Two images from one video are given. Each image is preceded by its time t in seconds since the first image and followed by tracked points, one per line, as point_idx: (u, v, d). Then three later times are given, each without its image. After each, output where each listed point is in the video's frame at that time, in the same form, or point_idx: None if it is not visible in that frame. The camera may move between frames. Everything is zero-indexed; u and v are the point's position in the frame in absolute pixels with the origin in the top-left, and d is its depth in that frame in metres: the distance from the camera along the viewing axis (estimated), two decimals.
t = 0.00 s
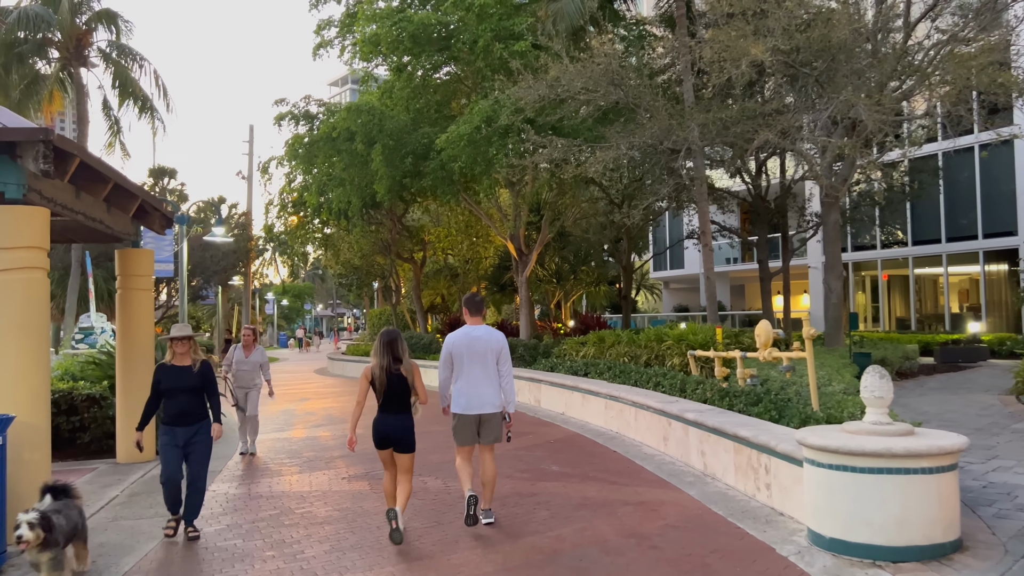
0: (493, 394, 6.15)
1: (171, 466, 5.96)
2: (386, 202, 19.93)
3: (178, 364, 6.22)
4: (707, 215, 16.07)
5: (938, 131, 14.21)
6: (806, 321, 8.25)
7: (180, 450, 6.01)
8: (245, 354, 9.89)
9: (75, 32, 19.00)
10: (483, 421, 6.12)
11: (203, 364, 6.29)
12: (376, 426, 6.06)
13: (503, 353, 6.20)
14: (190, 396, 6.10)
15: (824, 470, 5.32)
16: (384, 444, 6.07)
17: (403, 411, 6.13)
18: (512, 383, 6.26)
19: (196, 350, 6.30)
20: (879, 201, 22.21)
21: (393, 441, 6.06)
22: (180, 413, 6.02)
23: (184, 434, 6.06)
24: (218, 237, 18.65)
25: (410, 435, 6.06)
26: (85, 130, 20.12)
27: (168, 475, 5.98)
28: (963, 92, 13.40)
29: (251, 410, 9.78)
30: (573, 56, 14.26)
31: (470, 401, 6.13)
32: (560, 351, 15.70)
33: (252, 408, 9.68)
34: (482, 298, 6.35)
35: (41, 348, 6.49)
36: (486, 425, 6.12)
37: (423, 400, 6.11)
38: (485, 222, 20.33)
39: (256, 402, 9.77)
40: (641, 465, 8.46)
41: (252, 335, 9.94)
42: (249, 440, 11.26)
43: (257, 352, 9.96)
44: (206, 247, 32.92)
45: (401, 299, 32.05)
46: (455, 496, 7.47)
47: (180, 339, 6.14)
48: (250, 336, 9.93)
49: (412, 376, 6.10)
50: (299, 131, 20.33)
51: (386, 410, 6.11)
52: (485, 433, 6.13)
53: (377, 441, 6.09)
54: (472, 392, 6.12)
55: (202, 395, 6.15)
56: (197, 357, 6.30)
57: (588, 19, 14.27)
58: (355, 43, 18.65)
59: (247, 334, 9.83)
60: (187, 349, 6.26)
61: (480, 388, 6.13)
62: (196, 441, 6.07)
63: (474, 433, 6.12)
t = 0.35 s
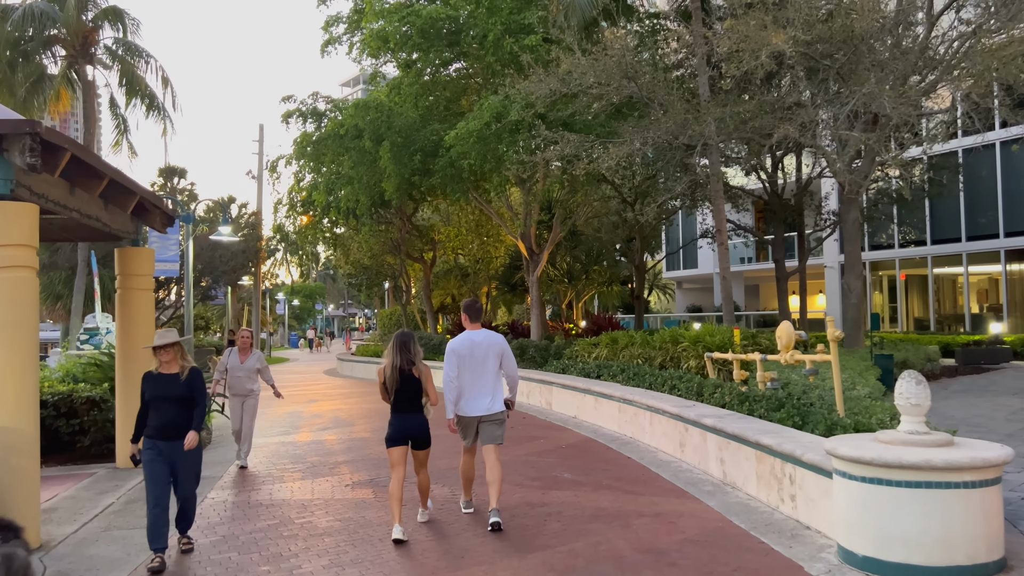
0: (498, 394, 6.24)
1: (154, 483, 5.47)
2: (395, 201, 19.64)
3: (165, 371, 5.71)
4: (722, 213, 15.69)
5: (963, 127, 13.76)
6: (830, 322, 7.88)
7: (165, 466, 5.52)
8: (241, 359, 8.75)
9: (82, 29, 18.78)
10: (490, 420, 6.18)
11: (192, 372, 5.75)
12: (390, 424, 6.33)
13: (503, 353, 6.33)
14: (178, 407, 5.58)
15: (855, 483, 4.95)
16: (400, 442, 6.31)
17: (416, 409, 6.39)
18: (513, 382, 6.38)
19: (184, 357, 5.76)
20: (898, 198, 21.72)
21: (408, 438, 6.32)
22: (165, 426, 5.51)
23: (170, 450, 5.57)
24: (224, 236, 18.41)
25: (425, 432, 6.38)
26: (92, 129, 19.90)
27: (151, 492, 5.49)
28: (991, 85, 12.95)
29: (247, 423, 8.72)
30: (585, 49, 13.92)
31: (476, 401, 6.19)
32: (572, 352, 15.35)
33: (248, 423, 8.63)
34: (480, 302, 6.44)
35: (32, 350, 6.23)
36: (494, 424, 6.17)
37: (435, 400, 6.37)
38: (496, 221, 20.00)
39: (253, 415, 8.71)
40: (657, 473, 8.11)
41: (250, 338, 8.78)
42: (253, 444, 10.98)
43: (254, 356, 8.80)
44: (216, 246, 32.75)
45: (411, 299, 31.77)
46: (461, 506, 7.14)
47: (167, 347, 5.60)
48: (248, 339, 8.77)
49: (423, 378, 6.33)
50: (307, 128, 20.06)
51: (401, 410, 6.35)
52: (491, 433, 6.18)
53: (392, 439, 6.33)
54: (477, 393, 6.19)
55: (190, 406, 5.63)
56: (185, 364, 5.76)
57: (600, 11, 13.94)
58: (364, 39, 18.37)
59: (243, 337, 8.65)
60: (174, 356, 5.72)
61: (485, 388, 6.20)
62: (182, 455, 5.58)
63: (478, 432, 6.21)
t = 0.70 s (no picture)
0: (488, 382, 6.67)
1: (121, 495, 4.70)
2: (402, 198, 19.34)
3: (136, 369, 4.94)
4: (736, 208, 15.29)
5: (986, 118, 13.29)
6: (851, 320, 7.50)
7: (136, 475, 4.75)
8: (231, 361, 8.05)
9: (85, 24, 18.57)
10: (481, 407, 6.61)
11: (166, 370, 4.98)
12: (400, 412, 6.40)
13: (497, 344, 6.75)
14: (151, 409, 4.82)
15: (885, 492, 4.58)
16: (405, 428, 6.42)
17: (424, 397, 6.50)
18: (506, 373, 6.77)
19: (157, 353, 5.00)
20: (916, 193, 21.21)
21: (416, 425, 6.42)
22: (134, 430, 4.74)
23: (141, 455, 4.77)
24: (228, 234, 18.14)
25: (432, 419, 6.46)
26: (96, 125, 19.67)
27: (121, 506, 4.74)
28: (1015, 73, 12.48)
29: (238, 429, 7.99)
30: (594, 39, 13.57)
31: (468, 388, 6.66)
32: (581, 352, 14.99)
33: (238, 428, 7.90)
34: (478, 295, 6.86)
35: (12, 348, 5.95)
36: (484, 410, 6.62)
37: (443, 387, 6.50)
38: (504, 218, 19.65)
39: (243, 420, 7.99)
40: (669, 477, 7.76)
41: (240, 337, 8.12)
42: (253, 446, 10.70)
43: (245, 357, 8.13)
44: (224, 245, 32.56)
45: (419, 298, 31.47)
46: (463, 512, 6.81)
47: (136, 339, 4.85)
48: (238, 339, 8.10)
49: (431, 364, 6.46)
50: (313, 124, 19.78)
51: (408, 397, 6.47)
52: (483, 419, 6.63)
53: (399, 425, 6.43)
54: (470, 380, 6.66)
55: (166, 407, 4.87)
56: (158, 361, 5.00)
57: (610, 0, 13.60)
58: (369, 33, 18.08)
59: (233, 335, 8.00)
60: (146, 351, 4.97)
61: (477, 376, 6.66)
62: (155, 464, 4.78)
63: (472, 419, 6.63)
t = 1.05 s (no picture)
0: (497, 389, 6.44)
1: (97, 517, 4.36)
2: (409, 196, 19.03)
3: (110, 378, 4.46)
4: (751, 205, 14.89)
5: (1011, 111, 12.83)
6: (876, 322, 7.12)
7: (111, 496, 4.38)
8: (222, 368, 7.49)
9: (90, 20, 18.37)
10: (489, 414, 6.41)
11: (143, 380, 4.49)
12: (400, 413, 6.60)
13: (506, 351, 6.50)
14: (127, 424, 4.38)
15: (923, 509, 4.20)
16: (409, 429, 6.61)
17: (423, 399, 6.73)
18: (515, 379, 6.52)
19: (134, 361, 4.51)
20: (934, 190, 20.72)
21: (417, 426, 6.64)
22: (107, 450, 4.31)
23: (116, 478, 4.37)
24: (232, 233, 17.85)
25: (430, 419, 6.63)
26: (100, 123, 19.45)
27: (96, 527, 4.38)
28: None
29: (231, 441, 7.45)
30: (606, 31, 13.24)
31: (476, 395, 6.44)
32: (592, 353, 14.64)
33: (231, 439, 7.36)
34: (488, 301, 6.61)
35: None
36: (492, 417, 6.41)
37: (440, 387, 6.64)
38: (513, 216, 19.32)
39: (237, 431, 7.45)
40: (684, 485, 7.40)
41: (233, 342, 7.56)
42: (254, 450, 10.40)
43: (238, 362, 7.58)
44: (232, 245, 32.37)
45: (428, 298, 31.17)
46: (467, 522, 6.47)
47: (109, 347, 4.38)
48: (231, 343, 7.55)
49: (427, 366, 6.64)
50: (319, 121, 19.50)
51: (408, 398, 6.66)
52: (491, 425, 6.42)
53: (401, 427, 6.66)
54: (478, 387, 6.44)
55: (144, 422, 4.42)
56: (136, 369, 4.53)
57: None
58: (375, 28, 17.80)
59: (224, 340, 7.44)
60: (122, 359, 4.48)
61: (486, 383, 6.44)
62: (132, 485, 4.39)
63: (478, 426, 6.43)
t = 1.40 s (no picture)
0: (504, 386, 6.67)
1: (58, 541, 3.86)
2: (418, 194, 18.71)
3: (83, 382, 4.07)
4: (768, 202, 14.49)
5: None
6: (909, 323, 6.74)
7: (81, 516, 3.94)
8: (215, 369, 6.75)
9: (96, 16, 18.13)
10: (497, 411, 6.62)
11: (119, 383, 4.09)
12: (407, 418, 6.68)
13: (511, 349, 6.73)
14: (99, 434, 3.98)
15: (976, 528, 3.82)
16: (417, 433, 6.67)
17: (429, 404, 6.77)
18: (521, 376, 6.78)
19: (109, 362, 4.13)
20: (955, 187, 20.21)
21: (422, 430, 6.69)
22: (75, 462, 3.91)
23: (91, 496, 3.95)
24: (239, 232, 17.58)
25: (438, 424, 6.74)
26: (107, 122, 19.20)
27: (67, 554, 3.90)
28: None
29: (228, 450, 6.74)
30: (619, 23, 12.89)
31: (484, 393, 6.65)
32: (604, 354, 14.27)
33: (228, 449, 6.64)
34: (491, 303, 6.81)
35: None
36: (500, 413, 6.61)
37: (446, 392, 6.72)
38: (524, 214, 18.97)
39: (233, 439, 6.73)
40: (705, 495, 7.04)
41: (226, 341, 6.82)
42: (258, 455, 10.10)
43: (232, 362, 6.84)
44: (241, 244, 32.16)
45: (437, 297, 30.87)
46: (477, 533, 6.13)
47: (80, 344, 4.03)
48: (224, 341, 6.81)
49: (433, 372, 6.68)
50: (327, 118, 19.20)
51: (415, 403, 6.73)
52: (498, 421, 6.62)
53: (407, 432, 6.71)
54: (485, 385, 6.64)
55: (117, 432, 4.01)
56: (112, 372, 4.14)
57: None
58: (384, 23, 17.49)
59: (217, 338, 6.72)
60: (96, 360, 4.11)
61: (493, 380, 6.65)
62: (105, 502, 3.97)
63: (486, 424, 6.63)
